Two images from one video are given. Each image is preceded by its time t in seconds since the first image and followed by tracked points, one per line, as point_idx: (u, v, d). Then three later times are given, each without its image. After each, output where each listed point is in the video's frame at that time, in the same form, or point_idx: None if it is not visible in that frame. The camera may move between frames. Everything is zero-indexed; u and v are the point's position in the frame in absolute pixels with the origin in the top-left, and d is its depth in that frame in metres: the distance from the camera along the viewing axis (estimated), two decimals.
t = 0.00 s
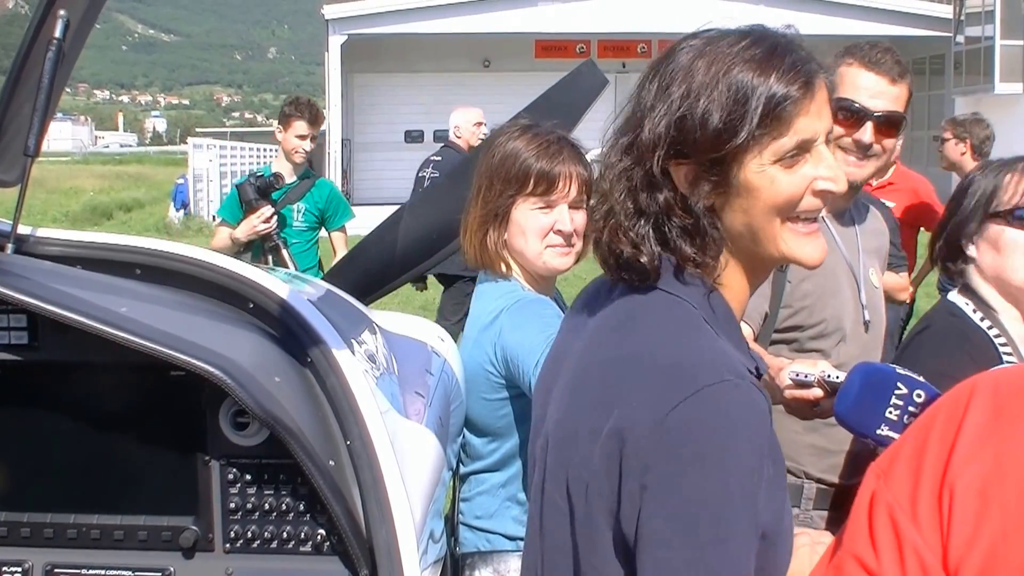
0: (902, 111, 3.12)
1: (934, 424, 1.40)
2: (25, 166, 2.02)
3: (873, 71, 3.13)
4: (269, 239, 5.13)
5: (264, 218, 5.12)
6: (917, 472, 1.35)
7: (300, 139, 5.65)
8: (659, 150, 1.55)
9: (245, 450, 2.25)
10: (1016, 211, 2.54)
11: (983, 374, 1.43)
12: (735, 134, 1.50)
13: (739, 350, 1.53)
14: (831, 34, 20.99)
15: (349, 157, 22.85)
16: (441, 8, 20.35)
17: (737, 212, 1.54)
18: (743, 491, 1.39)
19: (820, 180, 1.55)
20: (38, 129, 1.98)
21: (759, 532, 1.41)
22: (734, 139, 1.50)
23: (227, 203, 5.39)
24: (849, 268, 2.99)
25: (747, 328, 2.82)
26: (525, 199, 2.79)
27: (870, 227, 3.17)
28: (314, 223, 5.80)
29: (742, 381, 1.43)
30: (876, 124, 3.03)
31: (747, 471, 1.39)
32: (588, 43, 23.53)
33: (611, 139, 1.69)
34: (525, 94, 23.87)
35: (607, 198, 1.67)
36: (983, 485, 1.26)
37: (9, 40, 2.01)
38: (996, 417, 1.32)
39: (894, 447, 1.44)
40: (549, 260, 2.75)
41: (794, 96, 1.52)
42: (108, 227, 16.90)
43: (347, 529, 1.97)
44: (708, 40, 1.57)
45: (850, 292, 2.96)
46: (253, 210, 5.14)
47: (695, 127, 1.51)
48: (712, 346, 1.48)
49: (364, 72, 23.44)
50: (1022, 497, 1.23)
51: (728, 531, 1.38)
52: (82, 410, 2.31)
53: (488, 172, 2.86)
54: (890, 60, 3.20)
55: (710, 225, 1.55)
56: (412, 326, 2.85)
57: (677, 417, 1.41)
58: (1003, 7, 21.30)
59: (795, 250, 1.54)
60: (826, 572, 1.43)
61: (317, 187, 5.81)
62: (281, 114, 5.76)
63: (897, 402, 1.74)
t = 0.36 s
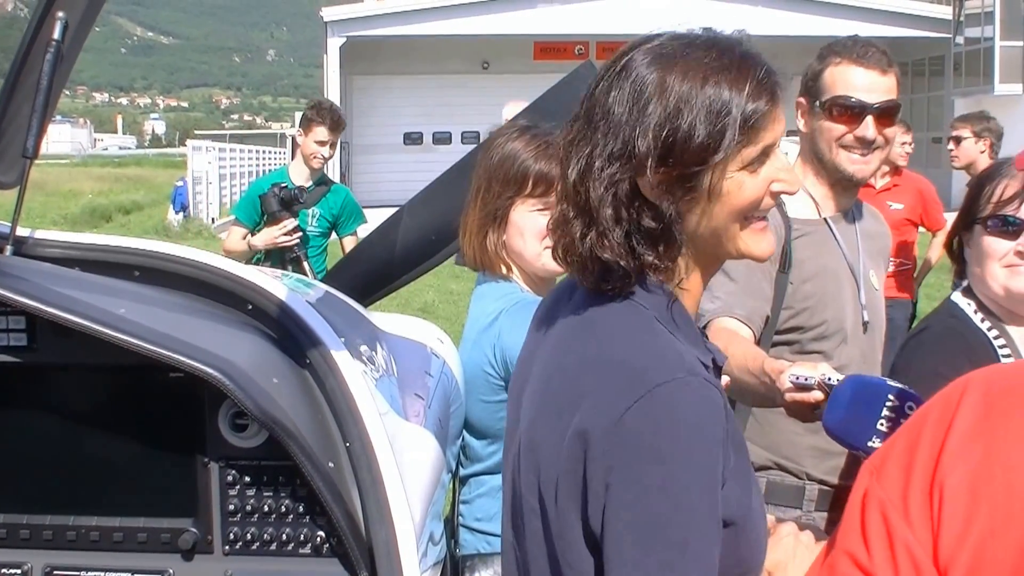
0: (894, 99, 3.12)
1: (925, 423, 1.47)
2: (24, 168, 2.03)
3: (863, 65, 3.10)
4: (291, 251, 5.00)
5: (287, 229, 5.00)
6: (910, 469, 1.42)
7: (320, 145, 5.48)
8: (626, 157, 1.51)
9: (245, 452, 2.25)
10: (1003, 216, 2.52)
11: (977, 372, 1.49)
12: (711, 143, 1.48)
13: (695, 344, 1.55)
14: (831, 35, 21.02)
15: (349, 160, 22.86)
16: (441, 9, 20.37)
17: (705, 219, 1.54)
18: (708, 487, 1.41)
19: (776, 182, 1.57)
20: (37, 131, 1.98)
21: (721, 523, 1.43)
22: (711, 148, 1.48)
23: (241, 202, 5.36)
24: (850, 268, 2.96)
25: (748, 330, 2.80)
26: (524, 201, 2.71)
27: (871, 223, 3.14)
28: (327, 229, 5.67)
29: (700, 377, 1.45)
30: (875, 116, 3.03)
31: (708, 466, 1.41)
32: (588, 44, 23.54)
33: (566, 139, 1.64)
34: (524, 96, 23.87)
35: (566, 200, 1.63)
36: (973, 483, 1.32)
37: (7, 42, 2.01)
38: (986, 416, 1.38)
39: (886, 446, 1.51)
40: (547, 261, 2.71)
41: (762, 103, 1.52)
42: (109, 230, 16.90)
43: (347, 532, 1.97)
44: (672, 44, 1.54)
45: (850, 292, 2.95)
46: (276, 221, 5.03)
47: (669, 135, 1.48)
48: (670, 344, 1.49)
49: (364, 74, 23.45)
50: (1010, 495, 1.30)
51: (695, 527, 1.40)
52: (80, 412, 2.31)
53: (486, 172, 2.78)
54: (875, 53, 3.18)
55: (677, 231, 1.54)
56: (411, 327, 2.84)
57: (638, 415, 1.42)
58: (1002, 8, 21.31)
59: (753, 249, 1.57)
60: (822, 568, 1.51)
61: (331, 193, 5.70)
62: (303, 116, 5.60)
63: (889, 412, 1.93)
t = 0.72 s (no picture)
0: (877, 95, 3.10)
1: (919, 420, 1.46)
2: (21, 169, 2.00)
3: (841, 67, 3.07)
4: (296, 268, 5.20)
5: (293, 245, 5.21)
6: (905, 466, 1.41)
7: (326, 161, 5.41)
8: (565, 142, 1.67)
9: (244, 454, 2.25)
10: (1002, 219, 2.53)
11: (969, 369, 1.48)
12: (643, 123, 1.65)
13: (634, 312, 1.69)
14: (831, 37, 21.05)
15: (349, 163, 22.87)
16: (441, 11, 20.41)
17: (646, 196, 1.69)
18: (643, 433, 1.52)
19: (709, 161, 1.73)
20: (33, 131, 1.97)
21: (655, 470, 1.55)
22: (644, 127, 1.65)
23: (241, 206, 5.38)
24: (850, 271, 2.96)
25: (749, 333, 2.77)
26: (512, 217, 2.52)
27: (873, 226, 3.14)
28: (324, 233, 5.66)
29: (635, 334, 1.59)
30: (857, 116, 3.02)
31: (643, 412, 1.53)
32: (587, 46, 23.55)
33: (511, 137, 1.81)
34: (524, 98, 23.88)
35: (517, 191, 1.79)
36: (968, 482, 1.32)
37: (4, 44, 2.01)
38: (980, 412, 1.37)
39: (881, 443, 1.50)
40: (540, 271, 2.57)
41: (687, 86, 1.69)
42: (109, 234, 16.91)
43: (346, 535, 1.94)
44: (601, 40, 1.73)
45: (851, 294, 2.95)
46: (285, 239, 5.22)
47: (603, 118, 1.65)
48: (607, 307, 1.64)
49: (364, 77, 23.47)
50: (1004, 495, 1.30)
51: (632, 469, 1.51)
52: (80, 415, 2.31)
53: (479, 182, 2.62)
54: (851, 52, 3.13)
55: (617, 207, 1.69)
56: (410, 329, 2.84)
57: (575, 366, 1.56)
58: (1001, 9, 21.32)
59: (691, 224, 1.72)
60: (817, 568, 1.51)
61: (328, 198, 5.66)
62: (311, 126, 5.41)
63: (856, 384, 1.93)
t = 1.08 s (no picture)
0: (877, 99, 3.06)
1: (928, 423, 1.46)
2: (21, 172, 2.00)
3: (839, 71, 3.05)
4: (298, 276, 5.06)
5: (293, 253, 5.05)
6: (912, 470, 1.42)
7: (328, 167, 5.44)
8: (564, 122, 1.75)
9: (243, 457, 2.24)
10: (1001, 222, 2.53)
11: (976, 373, 1.49)
12: (635, 97, 1.73)
13: (624, 299, 1.72)
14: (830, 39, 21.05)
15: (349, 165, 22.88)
16: (440, 14, 20.41)
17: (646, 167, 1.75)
18: (624, 410, 1.54)
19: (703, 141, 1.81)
20: (34, 134, 1.97)
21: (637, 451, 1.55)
22: (637, 101, 1.73)
23: (239, 212, 5.36)
24: (850, 273, 2.96)
25: (746, 336, 2.77)
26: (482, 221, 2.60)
27: (875, 228, 3.13)
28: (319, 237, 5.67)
29: (621, 317, 1.62)
30: (852, 120, 3.00)
31: (626, 391, 1.55)
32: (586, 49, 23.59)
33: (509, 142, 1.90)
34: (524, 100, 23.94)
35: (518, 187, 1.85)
36: (975, 485, 1.32)
37: (4, 47, 2.01)
38: (988, 417, 1.38)
39: (888, 447, 1.52)
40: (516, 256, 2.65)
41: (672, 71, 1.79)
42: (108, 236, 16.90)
43: (345, 537, 1.93)
44: (586, 43, 1.85)
45: (851, 296, 2.95)
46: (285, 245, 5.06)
47: (598, 96, 1.74)
48: (596, 291, 1.67)
49: (363, 79, 23.49)
50: (1013, 497, 1.29)
51: (613, 446, 1.52)
52: (80, 418, 2.31)
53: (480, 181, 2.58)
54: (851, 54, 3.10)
55: (620, 180, 1.75)
56: (410, 331, 2.85)
57: (560, 345, 1.59)
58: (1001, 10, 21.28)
59: (696, 198, 1.77)
60: (822, 569, 1.51)
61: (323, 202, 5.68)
62: (314, 133, 5.40)
63: (832, 372, 1.96)
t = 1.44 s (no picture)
0: (882, 112, 3.05)
1: (926, 425, 1.47)
2: (20, 175, 2.01)
3: (846, 80, 3.02)
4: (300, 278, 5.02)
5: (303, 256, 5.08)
6: (909, 473, 1.42)
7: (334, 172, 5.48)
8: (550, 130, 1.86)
9: (242, 460, 2.24)
10: (1000, 226, 2.52)
11: (975, 375, 1.50)
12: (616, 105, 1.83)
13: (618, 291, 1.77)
14: (829, 42, 21.09)
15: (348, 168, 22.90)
16: (440, 17, 20.45)
17: (628, 172, 1.85)
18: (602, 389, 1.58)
19: (691, 148, 1.89)
20: (33, 136, 1.97)
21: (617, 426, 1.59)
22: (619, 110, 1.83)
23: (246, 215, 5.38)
24: (849, 276, 2.96)
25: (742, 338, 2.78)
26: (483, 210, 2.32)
27: (875, 231, 3.13)
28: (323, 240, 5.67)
29: (606, 303, 1.67)
30: (854, 130, 2.99)
31: (606, 371, 1.59)
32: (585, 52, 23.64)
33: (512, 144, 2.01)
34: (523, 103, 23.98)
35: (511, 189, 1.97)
36: (973, 489, 1.33)
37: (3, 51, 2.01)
38: (987, 420, 1.39)
39: (885, 448, 1.51)
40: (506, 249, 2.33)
41: (659, 77, 1.87)
42: (108, 239, 16.91)
43: (343, 538, 1.93)
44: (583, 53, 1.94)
45: (850, 299, 2.95)
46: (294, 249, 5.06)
47: (583, 105, 1.84)
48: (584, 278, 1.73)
49: (364, 82, 23.52)
50: (1010, 503, 1.31)
51: (589, 423, 1.56)
52: (80, 421, 2.30)
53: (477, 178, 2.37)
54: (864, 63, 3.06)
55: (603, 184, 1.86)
56: (409, 334, 2.85)
57: (543, 327, 1.64)
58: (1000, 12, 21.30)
59: (680, 202, 1.86)
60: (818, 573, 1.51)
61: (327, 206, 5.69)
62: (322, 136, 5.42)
63: (845, 367, 1.92)
